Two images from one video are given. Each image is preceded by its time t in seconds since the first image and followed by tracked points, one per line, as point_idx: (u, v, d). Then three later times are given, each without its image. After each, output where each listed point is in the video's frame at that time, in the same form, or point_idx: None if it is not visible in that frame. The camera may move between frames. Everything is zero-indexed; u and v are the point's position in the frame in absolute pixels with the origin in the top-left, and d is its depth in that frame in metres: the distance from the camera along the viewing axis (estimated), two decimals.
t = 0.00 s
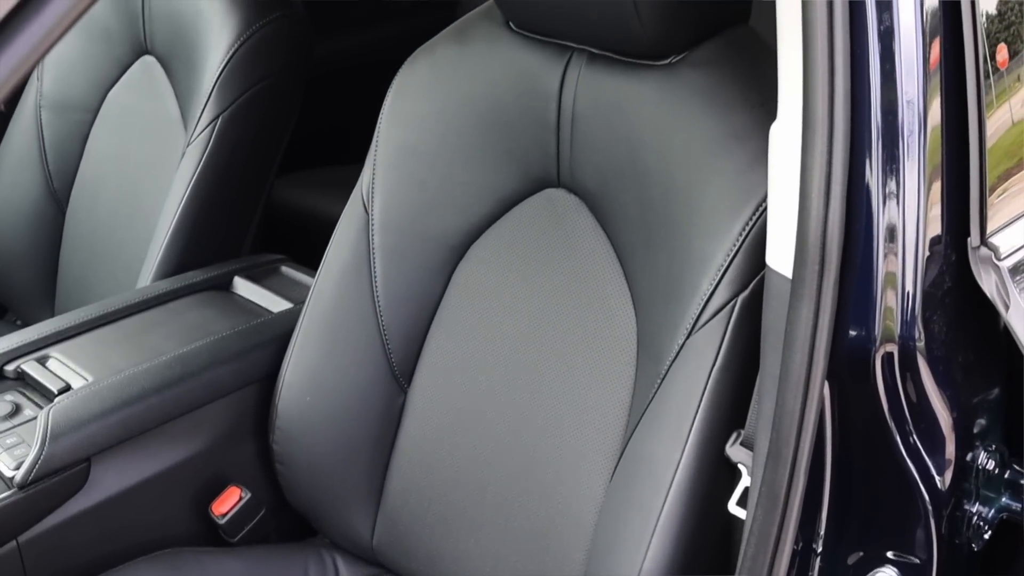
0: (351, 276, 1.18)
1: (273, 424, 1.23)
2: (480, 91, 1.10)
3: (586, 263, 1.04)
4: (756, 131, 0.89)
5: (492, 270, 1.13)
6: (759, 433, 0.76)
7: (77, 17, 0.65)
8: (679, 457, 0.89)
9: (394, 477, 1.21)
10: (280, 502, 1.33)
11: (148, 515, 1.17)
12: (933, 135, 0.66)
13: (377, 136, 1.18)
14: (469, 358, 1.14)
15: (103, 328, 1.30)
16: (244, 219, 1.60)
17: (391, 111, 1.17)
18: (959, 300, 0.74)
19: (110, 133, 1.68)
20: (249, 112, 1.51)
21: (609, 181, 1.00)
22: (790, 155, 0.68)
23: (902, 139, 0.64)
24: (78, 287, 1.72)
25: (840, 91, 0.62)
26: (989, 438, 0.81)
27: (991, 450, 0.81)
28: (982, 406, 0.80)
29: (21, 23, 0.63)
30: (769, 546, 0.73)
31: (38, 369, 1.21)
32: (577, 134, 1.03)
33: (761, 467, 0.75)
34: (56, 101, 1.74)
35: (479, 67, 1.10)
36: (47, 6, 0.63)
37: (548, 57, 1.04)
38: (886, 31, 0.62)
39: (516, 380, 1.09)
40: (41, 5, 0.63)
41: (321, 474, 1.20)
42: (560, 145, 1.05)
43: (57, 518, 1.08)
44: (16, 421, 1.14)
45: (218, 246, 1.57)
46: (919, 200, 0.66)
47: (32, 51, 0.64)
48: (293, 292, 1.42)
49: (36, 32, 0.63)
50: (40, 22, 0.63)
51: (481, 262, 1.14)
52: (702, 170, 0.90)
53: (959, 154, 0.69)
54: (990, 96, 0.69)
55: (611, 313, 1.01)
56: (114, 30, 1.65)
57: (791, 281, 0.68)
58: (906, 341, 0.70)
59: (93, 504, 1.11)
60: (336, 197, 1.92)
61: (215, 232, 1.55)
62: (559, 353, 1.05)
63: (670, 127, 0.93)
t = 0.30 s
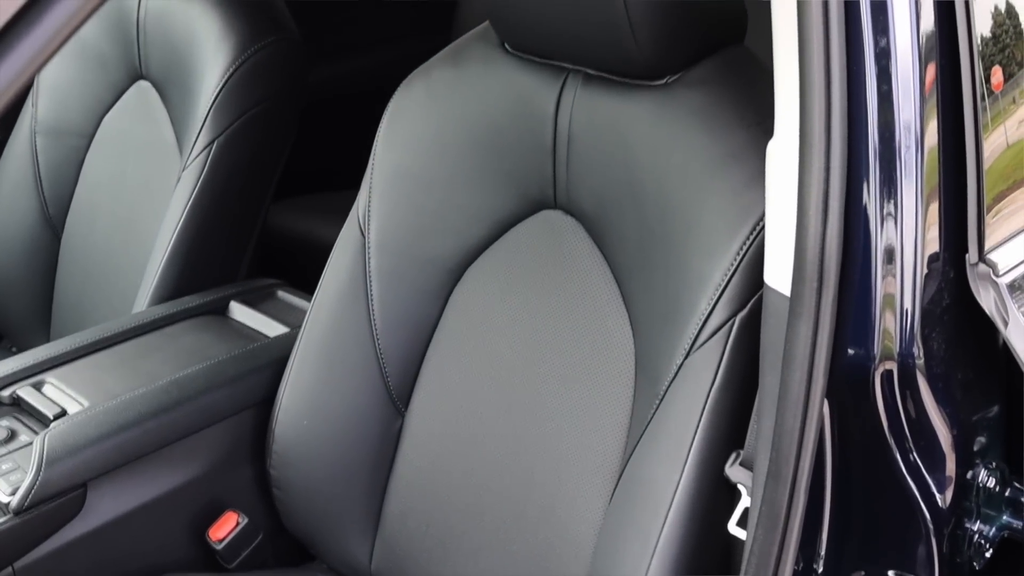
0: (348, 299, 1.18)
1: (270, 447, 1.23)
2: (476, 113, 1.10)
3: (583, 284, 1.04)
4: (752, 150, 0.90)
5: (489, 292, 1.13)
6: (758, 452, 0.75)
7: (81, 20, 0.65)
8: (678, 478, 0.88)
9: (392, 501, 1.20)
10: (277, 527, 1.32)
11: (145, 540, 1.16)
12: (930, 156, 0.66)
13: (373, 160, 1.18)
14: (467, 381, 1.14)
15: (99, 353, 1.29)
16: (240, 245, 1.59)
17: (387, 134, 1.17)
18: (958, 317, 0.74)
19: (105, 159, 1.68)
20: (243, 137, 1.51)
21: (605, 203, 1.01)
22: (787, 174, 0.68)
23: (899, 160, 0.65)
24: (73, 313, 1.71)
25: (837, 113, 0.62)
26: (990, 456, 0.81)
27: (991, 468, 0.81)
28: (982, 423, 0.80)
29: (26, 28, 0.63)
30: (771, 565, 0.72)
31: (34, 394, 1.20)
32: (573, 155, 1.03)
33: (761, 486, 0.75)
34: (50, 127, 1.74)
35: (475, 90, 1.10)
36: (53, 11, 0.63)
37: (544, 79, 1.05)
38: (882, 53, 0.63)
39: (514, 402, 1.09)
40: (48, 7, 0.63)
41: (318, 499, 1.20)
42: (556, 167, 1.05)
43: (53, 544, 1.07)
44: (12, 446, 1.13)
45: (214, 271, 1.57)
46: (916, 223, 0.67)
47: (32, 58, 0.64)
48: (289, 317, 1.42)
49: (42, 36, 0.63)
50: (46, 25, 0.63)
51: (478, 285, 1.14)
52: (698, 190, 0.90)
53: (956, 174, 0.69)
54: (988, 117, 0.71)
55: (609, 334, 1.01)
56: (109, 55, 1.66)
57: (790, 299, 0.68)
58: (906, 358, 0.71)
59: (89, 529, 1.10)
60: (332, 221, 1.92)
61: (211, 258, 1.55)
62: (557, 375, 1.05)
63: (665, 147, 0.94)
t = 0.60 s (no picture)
0: (345, 323, 1.17)
1: (268, 472, 1.22)
2: (473, 137, 1.10)
3: (581, 306, 1.04)
4: (748, 170, 0.90)
5: (487, 315, 1.12)
6: (757, 473, 0.75)
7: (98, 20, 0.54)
8: (677, 499, 0.88)
9: (390, 526, 1.20)
10: (274, 553, 1.31)
11: (141, 567, 1.15)
12: (927, 178, 0.67)
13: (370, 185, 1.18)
14: (464, 404, 1.13)
15: (95, 380, 1.28)
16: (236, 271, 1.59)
17: (383, 158, 1.17)
18: (958, 335, 0.74)
19: (101, 185, 1.68)
20: (240, 162, 1.51)
21: (602, 225, 1.01)
22: (784, 195, 0.69)
23: (897, 182, 0.66)
24: (69, 340, 1.71)
25: (834, 134, 0.63)
26: (990, 474, 0.82)
27: (992, 486, 0.82)
28: (983, 442, 0.80)
29: (35, 31, 0.52)
30: None
31: (30, 420, 1.20)
32: (571, 177, 1.03)
33: (760, 508, 0.74)
34: (47, 155, 1.74)
35: (472, 114, 1.11)
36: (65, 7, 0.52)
37: (540, 102, 1.06)
38: (879, 76, 0.64)
39: (513, 425, 1.09)
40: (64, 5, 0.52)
41: (315, 524, 1.18)
42: (553, 190, 1.05)
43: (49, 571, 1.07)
44: (8, 472, 1.13)
45: (210, 297, 1.56)
46: (915, 245, 0.67)
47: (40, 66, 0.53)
48: (286, 342, 1.41)
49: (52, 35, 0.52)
50: (57, 25, 0.52)
51: (475, 308, 1.14)
52: (695, 211, 0.91)
53: (953, 197, 0.70)
54: (985, 140, 0.72)
55: (608, 357, 1.01)
56: (106, 82, 1.66)
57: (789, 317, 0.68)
58: (906, 378, 0.71)
59: (85, 556, 1.09)
60: (329, 247, 1.93)
61: (208, 283, 1.55)
62: (555, 397, 1.05)
63: (662, 168, 0.94)
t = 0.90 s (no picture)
0: (343, 348, 1.17)
1: (264, 498, 1.20)
2: (470, 161, 1.10)
3: (580, 328, 1.04)
4: (746, 191, 0.91)
5: (486, 340, 1.12)
6: (757, 495, 0.75)
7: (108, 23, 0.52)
8: (677, 522, 0.87)
9: (387, 552, 1.19)
10: None
11: None
12: (925, 202, 0.68)
13: (366, 210, 1.18)
14: (462, 429, 1.13)
15: (92, 406, 1.28)
16: (233, 297, 1.59)
17: (381, 183, 1.17)
18: (957, 354, 0.75)
19: (99, 212, 1.68)
20: (237, 188, 1.52)
21: (600, 248, 1.01)
22: (783, 216, 0.70)
23: (895, 207, 0.66)
24: (66, 367, 1.70)
25: (833, 158, 0.64)
26: (992, 495, 0.81)
27: (994, 507, 0.81)
28: (984, 462, 0.80)
29: (44, 36, 0.49)
30: None
31: (26, 447, 1.19)
32: (568, 199, 1.04)
33: (760, 531, 0.74)
34: (45, 182, 1.74)
35: (469, 138, 1.11)
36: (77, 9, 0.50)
37: (538, 126, 1.06)
38: (877, 101, 0.64)
39: (511, 449, 1.08)
40: (73, 9, 0.50)
41: (313, 550, 1.18)
42: (551, 213, 1.06)
43: None
44: (4, 499, 1.12)
45: (207, 323, 1.56)
46: (914, 270, 0.68)
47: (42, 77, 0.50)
48: (283, 367, 1.41)
49: (64, 38, 0.50)
50: (69, 29, 0.50)
51: (473, 333, 1.14)
52: (693, 232, 0.91)
53: (952, 218, 0.71)
54: (982, 165, 0.72)
55: (606, 380, 1.00)
56: (103, 109, 1.67)
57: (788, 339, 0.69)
58: (906, 399, 0.71)
59: None
60: (326, 273, 1.93)
61: (205, 310, 1.55)
62: (554, 420, 1.04)
63: (661, 190, 0.95)
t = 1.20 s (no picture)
0: (340, 374, 1.16)
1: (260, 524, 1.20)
2: (467, 185, 1.11)
3: (577, 352, 1.04)
4: (744, 214, 0.91)
5: (484, 364, 1.11)
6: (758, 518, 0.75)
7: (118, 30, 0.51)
8: (677, 546, 0.87)
9: None
10: None
11: None
12: (924, 228, 0.69)
13: (365, 236, 1.18)
14: (460, 453, 1.12)
15: (88, 432, 1.27)
16: (230, 323, 1.58)
17: (378, 208, 1.17)
18: (957, 375, 0.75)
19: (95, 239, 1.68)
20: (233, 214, 1.52)
21: (597, 271, 1.01)
22: (781, 239, 0.71)
23: (894, 232, 0.68)
24: (61, 393, 1.69)
25: (830, 184, 0.66)
26: (992, 517, 0.81)
27: (993, 529, 0.81)
28: (984, 484, 0.80)
29: (42, 52, 0.49)
30: None
31: (22, 473, 1.18)
32: (566, 223, 1.04)
33: (761, 554, 0.74)
34: (40, 209, 1.73)
35: (466, 163, 1.12)
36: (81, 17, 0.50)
37: (535, 150, 1.07)
38: (874, 129, 0.66)
39: (509, 474, 1.08)
40: (71, 24, 0.49)
41: None
42: (548, 236, 1.06)
43: None
44: None
45: (204, 349, 1.56)
46: (913, 295, 0.69)
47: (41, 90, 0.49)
48: (280, 393, 1.40)
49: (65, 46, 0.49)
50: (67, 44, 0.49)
51: (471, 357, 1.13)
52: (691, 254, 0.92)
53: (950, 241, 0.71)
54: (979, 191, 0.73)
55: (605, 403, 1.00)
56: (100, 136, 1.67)
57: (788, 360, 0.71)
58: (905, 420, 0.72)
59: None
60: (323, 299, 1.93)
61: (202, 336, 1.54)
62: (552, 444, 1.04)
63: (658, 212, 0.95)
